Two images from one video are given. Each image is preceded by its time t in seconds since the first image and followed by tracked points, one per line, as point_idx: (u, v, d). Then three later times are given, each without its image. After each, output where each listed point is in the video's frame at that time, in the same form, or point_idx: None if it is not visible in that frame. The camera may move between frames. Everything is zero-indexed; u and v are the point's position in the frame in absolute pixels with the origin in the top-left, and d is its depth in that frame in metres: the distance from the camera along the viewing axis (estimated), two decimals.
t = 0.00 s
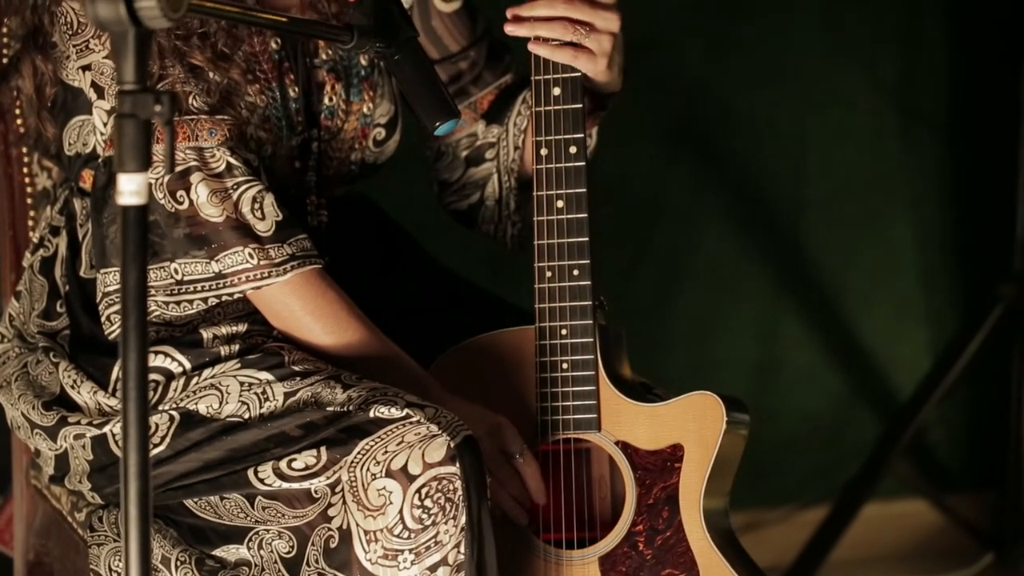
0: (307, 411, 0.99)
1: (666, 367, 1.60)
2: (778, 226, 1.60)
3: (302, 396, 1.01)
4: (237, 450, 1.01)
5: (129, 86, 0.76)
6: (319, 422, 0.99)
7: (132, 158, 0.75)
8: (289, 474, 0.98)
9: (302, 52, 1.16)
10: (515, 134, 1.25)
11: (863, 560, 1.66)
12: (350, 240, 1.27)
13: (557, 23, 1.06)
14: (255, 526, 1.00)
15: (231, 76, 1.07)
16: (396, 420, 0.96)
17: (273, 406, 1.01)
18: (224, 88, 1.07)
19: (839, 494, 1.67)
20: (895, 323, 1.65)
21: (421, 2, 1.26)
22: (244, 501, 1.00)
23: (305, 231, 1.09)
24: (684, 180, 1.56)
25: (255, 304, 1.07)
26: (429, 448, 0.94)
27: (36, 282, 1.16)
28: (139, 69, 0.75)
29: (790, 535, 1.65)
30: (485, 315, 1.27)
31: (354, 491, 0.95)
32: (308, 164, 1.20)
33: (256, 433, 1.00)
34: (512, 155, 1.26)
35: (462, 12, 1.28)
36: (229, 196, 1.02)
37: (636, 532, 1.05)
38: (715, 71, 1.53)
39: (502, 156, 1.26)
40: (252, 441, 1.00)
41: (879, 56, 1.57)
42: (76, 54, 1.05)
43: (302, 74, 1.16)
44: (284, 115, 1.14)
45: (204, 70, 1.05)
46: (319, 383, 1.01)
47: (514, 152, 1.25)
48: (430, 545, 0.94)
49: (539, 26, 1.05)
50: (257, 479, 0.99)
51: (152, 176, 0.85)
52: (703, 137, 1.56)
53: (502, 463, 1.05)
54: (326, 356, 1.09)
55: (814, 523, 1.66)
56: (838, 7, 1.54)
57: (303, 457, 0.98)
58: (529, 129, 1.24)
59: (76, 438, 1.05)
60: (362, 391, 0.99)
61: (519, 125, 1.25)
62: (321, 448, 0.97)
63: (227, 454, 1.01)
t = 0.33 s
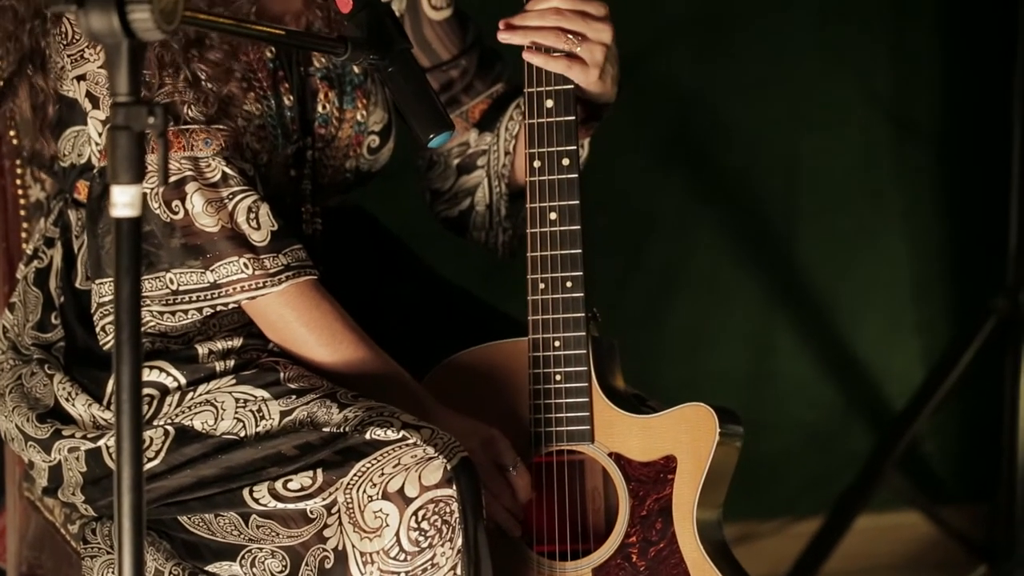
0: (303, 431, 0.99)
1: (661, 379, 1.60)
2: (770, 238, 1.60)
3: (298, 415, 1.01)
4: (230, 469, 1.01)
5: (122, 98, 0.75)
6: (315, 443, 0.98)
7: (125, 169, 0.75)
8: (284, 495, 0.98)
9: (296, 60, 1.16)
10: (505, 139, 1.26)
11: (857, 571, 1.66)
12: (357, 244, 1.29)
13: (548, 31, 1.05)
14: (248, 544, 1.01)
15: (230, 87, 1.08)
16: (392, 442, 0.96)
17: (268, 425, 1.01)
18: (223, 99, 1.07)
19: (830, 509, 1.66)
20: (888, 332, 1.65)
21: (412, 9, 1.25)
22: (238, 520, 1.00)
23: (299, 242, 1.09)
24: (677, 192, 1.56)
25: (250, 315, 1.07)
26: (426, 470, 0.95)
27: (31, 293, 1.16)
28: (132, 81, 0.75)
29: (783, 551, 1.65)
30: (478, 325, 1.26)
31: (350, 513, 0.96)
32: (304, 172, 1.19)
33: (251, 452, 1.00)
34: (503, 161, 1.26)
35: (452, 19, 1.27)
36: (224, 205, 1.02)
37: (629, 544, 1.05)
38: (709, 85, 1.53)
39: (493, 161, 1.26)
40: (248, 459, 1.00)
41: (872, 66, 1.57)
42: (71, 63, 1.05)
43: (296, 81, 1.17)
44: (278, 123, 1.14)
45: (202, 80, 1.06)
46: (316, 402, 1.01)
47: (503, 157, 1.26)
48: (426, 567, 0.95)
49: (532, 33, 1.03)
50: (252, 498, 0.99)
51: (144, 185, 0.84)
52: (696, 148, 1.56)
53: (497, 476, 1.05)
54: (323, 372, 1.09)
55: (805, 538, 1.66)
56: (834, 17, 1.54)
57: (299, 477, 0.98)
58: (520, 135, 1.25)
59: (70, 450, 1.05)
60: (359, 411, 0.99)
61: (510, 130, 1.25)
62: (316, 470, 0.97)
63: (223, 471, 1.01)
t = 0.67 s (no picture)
0: (302, 440, 0.99)
1: (662, 391, 1.59)
2: (770, 248, 1.60)
3: (297, 424, 1.01)
4: (229, 478, 1.01)
5: (122, 110, 0.75)
6: (314, 451, 0.98)
7: (126, 181, 0.74)
8: (284, 502, 0.98)
9: (294, 73, 1.16)
10: (505, 152, 1.26)
11: None
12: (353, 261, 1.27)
13: (548, 45, 1.05)
14: (249, 553, 1.00)
15: (223, 90, 1.08)
16: (392, 449, 0.96)
17: (267, 434, 1.01)
18: (217, 106, 1.08)
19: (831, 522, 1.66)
20: (889, 340, 1.65)
21: (411, 20, 1.26)
22: (238, 528, 1.00)
23: (298, 253, 1.09)
24: (676, 203, 1.56)
25: (251, 326, 1.07)
26: (426, 477, 0.95)
27: (30, 305, 1.16)
28: (132, 92, 0.74)
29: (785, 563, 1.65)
30: (476, 336, 1.26)
31: (350, 520, 0.96)
32: (303, 184, 1.19)
33: (250, 461, 1.00)
34: (503, 173, 1.26)
35: (451, 31, 1.28)
36: (224, 216, 1.03)
37: (629, 557, 1.06)
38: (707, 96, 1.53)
39: (493, 173, 1.26)
40: (247, 468, 1.00)
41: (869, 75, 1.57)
42: (69, 76, 1.05)
43: (294, 93, 1.16)
44: (276, 134, 1.14)
45: (197, 85, 1.06)
46: (315, 411, 1.01)
47: (503, 169, 1.26)
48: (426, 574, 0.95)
49: (531, 47, 1.03)
50: (251, 507, 0.99)
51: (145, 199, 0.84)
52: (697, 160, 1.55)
53: (497, 487, 1.05)
54: (321, 382, 1.09)
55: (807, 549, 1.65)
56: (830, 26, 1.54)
57: (298, 485, 0.98)
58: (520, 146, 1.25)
59: (70, 462, 1.05)
60: (358, 419, 0.99)
61: (510, 142, 1.25)
62: (316, 477, 0.97)
63: (222, 481, 1.01)
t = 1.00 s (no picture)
0: (312, 447, 0.99)
1: (671, 404, 1.59)
2: (779, 259, 1.59)
3: (307, 432, 1.01)
4: (240, 487, 1.00)
5: (134, 124, 0.75)
6: (324, 458, 0.98)
7: (137, 196, 0.74)
8: (294, 510, 0.97)
9: (302, 86, 1.16)
10: (515, 165, 1.26)
11: None
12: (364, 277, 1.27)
13: (560, 59, 1.05)
14: (260, 562, 1.01)
15: (227, 100, 1.08)
16: (402, 455, 0.96)
17: (278, 442, 1.00)
18: (222, 114, 1.07)
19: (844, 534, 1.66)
20: (896, 352, 1.64)
21: (419, 33, 1.26)
22: (249, 538, 1.00)
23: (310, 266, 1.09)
24: (686, 216, 1.55)
25: (264, 340, 1.07)
26: (435, 483, 0.94)
27: (40, 319, 1.16)
28: (144, 106, 0.74)
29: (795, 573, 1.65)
30: (485, 347, 1.26)
31: (360, 526, 0.96)
32: (312, 198, 1.19)
33: (262, 469, 1.00)
34: (513, 187, 1.26)
35: (460, 44, 1.28)
36: (236, 230, 1.02)
37: (641, 570, 1.05)
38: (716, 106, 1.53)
39: (503, 187, 1.26)
40: (258, 477, 1.00)
41: (878, 86, 1.56)
42: (80, 90, 1.05)
43: (303, 107, 1.16)
44: (285, 147, 1.14)
45: (201, 95, 1.06)
46: (325, 419, 1.01)
47: (513, 183, 1.26)
48: None
49: (543, 61, 1.03)
50: (262, 514, 0.98)
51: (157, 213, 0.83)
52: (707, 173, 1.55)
53: (508, 498, 1.04)
54: (332, 393, 1.09)
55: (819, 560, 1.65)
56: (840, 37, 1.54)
57: (308, 492, 0.97)
58: (530, 159, 1.25)
59: (81, 476, 1.05)
60: (368, 426, 0.99)
61: (520, 156, 1.25)
62: (326, 483, 0.97)
63: (234, 489, 1.01)
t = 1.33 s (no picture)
0: (327, 469, 0.99)
1: (682, 417, 1.58)
2: (792, 274, 1.56)
3: (322, 452, 1.01)
4: (253, 506, 1.01)
5: (146, 137, 0.75)
6: (339, 480, 0.98)
7: (150, 208, 0.74)
8: (308, 532, 0.98)
9: (314, 98, 1.16)
10: (527, 176, 1.25)
11: None
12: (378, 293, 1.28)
13: (572, 72, 1.05)
14: None
15: (243, 116, 1.08)
16: (417, 480, 0.96)
17: (292, 462, 1.01)
18: (236, 131, 1.07)
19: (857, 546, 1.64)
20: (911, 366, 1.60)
21: (429, 43, 1.26)
22: (262, 557, 1.00)
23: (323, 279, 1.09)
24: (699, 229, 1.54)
25: (276, 353, 1.07)
26: (450, 508, 0.95)
27: (53, 331, 1.17)
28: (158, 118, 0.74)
29: None
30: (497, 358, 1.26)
31: (374, 550, 0.96)
32: (325, 210, 1.19)
33: (276, 488, 1.00)
34: (525, 199, 1.25)
35: (470, 55, 1.28)
36: (247, 243, 1.03)
37: None
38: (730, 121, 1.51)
39: (515, 198, 1.26)
40: (272, 496, 1.00)
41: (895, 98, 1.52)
42: (92, 104, 1.05)
43: (315, 118, 1.16)
44: (296, 159, 1.14)
45: (217, 110, 1.06)
46: (339, 440, 1.01)
47: (525, 195, 1.25)
48: None
49: (554, 75, 1.04)
50: (275, 536, 0.99)
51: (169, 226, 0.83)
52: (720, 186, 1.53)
53: (518, 513, 1.05)
54: (347, 410, 1.10)
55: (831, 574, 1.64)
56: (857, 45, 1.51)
57: (323, 515, 0.98)
58: (542, 171, 1.24)
59: (95, 488, 1.05)
60: (383, 448, 0.99)
61: (532, 168, 1.25)
62: (341, 507, 0.97)
63: (246, 507, 1.01)
